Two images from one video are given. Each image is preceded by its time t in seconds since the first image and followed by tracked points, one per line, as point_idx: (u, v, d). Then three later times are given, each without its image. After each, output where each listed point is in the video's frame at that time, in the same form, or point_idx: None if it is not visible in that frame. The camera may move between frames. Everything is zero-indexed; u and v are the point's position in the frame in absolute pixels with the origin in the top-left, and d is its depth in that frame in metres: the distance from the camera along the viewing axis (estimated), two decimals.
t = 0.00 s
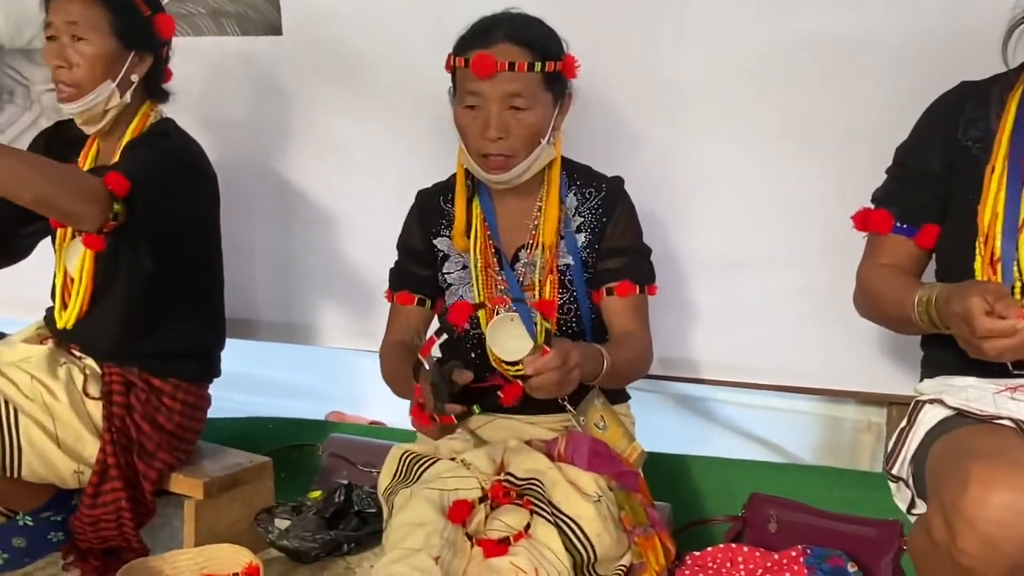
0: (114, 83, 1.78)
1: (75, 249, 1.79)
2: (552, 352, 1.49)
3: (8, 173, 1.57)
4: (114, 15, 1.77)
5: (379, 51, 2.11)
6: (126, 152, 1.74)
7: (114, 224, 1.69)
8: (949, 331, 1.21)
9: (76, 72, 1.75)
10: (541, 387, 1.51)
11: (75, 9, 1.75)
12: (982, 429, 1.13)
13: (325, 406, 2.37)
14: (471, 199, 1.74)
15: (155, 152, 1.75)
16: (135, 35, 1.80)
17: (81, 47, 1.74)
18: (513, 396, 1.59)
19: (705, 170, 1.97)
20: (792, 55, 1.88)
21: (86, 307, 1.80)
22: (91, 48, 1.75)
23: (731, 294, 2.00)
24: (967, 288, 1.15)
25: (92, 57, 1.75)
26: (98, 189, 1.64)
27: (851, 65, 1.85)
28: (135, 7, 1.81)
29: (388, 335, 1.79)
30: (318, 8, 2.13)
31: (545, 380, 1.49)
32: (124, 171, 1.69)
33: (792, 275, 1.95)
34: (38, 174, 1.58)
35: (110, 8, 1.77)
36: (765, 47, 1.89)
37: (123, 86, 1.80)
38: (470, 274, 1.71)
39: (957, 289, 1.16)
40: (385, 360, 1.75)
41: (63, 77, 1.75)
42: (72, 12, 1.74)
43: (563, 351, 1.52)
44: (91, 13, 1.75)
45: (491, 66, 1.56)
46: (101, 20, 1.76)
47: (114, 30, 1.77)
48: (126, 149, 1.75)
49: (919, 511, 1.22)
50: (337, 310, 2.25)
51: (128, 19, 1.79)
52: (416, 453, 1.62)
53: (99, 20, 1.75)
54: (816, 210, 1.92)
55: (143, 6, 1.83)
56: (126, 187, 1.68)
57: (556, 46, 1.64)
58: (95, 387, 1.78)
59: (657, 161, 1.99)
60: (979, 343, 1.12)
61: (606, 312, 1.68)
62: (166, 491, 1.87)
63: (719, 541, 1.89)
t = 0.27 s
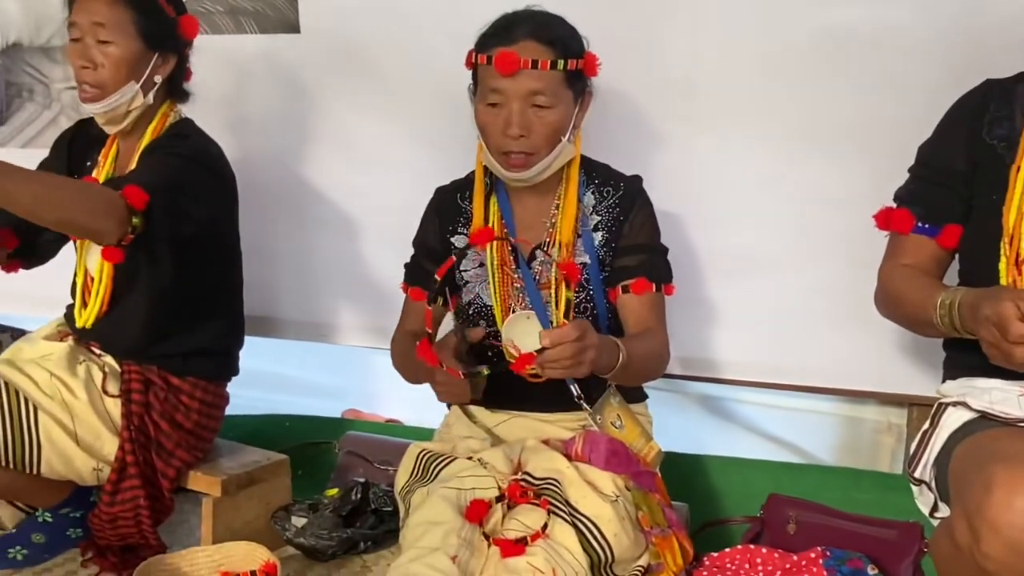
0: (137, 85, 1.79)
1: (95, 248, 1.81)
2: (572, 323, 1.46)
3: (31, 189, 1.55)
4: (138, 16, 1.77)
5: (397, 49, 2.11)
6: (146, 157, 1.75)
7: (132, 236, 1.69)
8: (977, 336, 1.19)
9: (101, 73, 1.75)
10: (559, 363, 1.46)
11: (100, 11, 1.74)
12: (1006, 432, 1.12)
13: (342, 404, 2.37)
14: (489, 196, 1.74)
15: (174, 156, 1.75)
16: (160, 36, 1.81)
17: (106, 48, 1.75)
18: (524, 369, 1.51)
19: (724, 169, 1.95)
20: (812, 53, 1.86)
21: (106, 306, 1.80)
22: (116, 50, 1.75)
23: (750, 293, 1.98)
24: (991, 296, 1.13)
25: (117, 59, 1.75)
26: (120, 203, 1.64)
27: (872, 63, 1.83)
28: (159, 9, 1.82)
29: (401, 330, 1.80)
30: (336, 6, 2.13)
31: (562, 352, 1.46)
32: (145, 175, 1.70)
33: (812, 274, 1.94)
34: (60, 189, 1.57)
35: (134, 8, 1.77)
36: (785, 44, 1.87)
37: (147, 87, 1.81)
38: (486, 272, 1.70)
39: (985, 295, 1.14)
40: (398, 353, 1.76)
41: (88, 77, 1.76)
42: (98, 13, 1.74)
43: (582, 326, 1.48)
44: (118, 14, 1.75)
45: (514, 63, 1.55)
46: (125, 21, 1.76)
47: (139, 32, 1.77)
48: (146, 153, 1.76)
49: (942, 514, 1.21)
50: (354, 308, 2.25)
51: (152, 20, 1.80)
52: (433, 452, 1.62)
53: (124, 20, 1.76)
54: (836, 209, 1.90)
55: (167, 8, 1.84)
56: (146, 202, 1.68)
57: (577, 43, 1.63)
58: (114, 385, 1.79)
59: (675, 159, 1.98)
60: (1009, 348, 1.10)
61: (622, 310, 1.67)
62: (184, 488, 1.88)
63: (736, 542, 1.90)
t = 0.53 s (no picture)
0: (156, 88, 1.80)
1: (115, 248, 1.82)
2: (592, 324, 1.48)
3: (34, 190, 1.57)
4: (155, 19, 1.78)
5: (415, 50, 2.11)
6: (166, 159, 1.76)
7: (146, 236, 1.70)
8: (1004, 331, 1.18)
9: (119, 78, 1.77)
10: (572, 362, 1.47)
11: (117, 15, 1.75)
12: None
13: (359, 404, 2.38)
14: (507, 197, 1.74)
15: (194, 159, 1.76)
16: (178, 37, 1.81)
17: (124, 52, 1.76)
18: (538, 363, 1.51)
19: (742, 169, 1.95)
20: (831, 53, 1.85)
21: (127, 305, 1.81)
22: (134, 53, 1.76)
23: (768, 295, 1.98)
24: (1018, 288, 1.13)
25: (135, 63, 1.76)
26: (129, 206, 1.64)
27: (892, 63, 1.82)
28: (177, 11, 1.82)
29: (420, 331, 1.78)
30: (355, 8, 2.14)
31: (578, 352, 1.46)
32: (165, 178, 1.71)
33: (830, 276, 1.93)
34: (64, 191, 1.58)
35: (151, 11, 1.78)
36: (804, 45, 1.86)
37: (165, 90, 1.82)
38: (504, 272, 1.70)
39: (1009, 293, 1.13)
40: (419, 355, 1.74)
41: (107, 82, 1.78)
42: (115, 18, 1.75)
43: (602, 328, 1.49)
44: (135, 18, 1.76)
45: (535, 65, 1.55)
46: (142, 24, 1.77)
47: (156, 35, 1.78)
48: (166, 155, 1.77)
49: (963, 519, 1.21)
50: (372, 309, 2.26)
51: (169, 22, 1.80)
52: (451, 452, 1.62)
53: (141, 23, 1.77)
54: (855, 211, 1.89)
55: (185, 10, 1.84)
56: (158, 203, 1.69)
57: (596, 44, 1.63)
58: (133, 385, 1.80)
59: (693, 160, 1.97)
60: None
61: (638, 311, 1.67)
62: (203, 488, 1.89)
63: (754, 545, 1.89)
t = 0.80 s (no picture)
0: (167, 93, 1.82)
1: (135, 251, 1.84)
2: (608, 335, 1.46)
3: (71, 187, 1.56)
4: (160, 25, 1.79)
5: (433, 53, 2.12)
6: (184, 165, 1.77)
7: (171, 239, 1.71)
8: None
9: (130, 87, 1.79)
10: (585, 367, 1.46)
11: (125, 24, 1.78)
12: None
13: (377, 405, 2.39)
14: (524, 199, 1.75)
15: (212, 163, 1.78)
16: (186, 42, 1.82)
17: (133, 61, 1.78)
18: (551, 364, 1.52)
19: (760, 171, 1.94)
20: (850, 55, 1.84)
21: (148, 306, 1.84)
22: (143, 61, 1.78)
23: (786, 297, 1.97)
24: None
25: (143, 70, 1.78)
26: (157, 205, 1.65)
27: (912, 65, 1.81)
28: (182, 15, 1.83)
29: (438, 332, 1.80)
30: (373, 11, 2.15)
31: (589, 360, 1.45)
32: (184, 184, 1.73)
33: (849, 278, 1.92)
34: (100, 188, 1.58)
35: (157, 17, 1.79)
36: (823, 47, 1.86)
37: (177, 95, 1.83)
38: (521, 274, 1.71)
39: None
40: (437, 357, 1.75)
41: (119, 90, 1.80)
42: (124, 28, 1.78)
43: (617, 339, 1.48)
44: (141, 26, 1.78)
45: (554, 68, 1.56)
46: (148, 31, 1.78)
47: (163, 41, 1.79)
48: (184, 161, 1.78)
49: (983, 522, 1.21)
50: (389, 311, 2.27)
51: (176, 26, 1.81)
52: (468, 454, 1.63)
53: (148, 30, 1.78)
54: (873, 214, 1.88)
55: (192, 13, 1.85)
56: (184, 206, 1.70)
57: (613, 46, 1.64)
58: (154, 387, 1.82)
59: (710, 162, 1.97)
60: None
61: (653, 313, 1.66)
62: (222, 488, 1.91)
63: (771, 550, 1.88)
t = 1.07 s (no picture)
0: (167, 103, 1.83)
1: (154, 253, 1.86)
2: (629, 348, 1.47)
3: (102, 218, 1.58)
4: (151, 37, 1.79)
5: (452, 56, 2.12)
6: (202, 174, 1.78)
7: (196, 256, 1.75)
8: None
9: (132, 100, 1.81)
10: (601, 374, 1.48)
11: (121, 38, 1.80)
12: None
13: (396, 407, 2.40)
14: (543, 201, 1.75)
15: (230, 172, 1.78)
16: (176, 50, 1.81)
17: (131, 75, 1.80)
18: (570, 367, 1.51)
19: (782, 173, 1.93)
20: (874, 57, 1.83)
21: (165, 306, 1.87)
22: (140, 73, 1.80)
23: (807, 301, 1.96)
24: None
25: (140, 83, 1.80)
26: (182, 224, 1.68)
27: (936, 67, 1.80)
28: (170, 22, 1.80)
29: (459, 334, 1.81)
30: (394, 15, 2.16)
31: (604, 371, 1.47)
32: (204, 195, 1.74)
33: (872, 282, 1.91)
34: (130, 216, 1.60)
35: (145, 29, 1.79)
36: (844, 49, 1.85)
37: (177, 104, 1.84)
38: (540, 277, 1.71)
39: None
40: (460, 359, 1.77)
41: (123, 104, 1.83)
42: (120, 43, 1.80)
43: (638, 351, 1.48)
44: (133, 40, 1.79)
45: (571, 72, 1.56)
46: (140, 43, 1.79)
47: (156, 51, 1.79)
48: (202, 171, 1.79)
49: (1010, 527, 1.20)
50: (409, 313, 2.27)
51: (164, 34, 1.80)
52: (489, 456, 1.64)
53: (140, 43, 1.79)
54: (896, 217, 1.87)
55: (180, 19, 1.81)
56: (209, 223, 1.73)
57: (631, 49, 1.64)
58: (174, 386, 1.83)
59: (731, 165, 1.97)
60: None
61: (672, 315, 1.66)
62: (242, 488, 1.91)
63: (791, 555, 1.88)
